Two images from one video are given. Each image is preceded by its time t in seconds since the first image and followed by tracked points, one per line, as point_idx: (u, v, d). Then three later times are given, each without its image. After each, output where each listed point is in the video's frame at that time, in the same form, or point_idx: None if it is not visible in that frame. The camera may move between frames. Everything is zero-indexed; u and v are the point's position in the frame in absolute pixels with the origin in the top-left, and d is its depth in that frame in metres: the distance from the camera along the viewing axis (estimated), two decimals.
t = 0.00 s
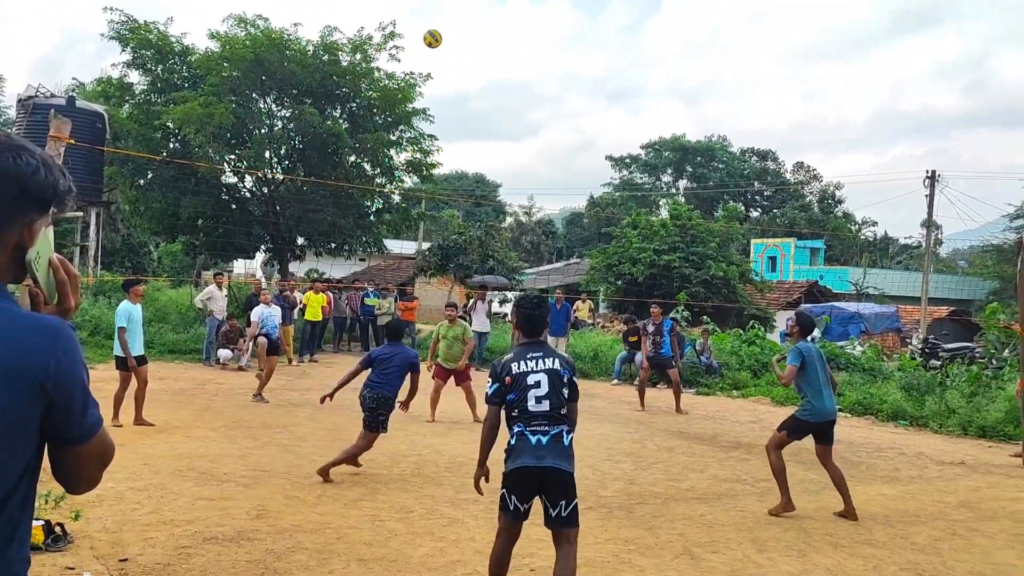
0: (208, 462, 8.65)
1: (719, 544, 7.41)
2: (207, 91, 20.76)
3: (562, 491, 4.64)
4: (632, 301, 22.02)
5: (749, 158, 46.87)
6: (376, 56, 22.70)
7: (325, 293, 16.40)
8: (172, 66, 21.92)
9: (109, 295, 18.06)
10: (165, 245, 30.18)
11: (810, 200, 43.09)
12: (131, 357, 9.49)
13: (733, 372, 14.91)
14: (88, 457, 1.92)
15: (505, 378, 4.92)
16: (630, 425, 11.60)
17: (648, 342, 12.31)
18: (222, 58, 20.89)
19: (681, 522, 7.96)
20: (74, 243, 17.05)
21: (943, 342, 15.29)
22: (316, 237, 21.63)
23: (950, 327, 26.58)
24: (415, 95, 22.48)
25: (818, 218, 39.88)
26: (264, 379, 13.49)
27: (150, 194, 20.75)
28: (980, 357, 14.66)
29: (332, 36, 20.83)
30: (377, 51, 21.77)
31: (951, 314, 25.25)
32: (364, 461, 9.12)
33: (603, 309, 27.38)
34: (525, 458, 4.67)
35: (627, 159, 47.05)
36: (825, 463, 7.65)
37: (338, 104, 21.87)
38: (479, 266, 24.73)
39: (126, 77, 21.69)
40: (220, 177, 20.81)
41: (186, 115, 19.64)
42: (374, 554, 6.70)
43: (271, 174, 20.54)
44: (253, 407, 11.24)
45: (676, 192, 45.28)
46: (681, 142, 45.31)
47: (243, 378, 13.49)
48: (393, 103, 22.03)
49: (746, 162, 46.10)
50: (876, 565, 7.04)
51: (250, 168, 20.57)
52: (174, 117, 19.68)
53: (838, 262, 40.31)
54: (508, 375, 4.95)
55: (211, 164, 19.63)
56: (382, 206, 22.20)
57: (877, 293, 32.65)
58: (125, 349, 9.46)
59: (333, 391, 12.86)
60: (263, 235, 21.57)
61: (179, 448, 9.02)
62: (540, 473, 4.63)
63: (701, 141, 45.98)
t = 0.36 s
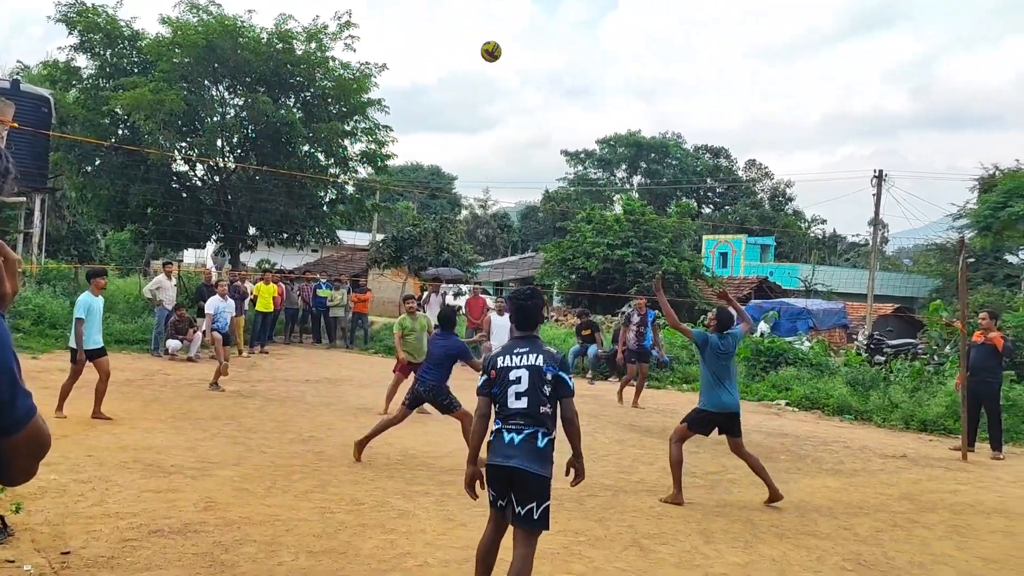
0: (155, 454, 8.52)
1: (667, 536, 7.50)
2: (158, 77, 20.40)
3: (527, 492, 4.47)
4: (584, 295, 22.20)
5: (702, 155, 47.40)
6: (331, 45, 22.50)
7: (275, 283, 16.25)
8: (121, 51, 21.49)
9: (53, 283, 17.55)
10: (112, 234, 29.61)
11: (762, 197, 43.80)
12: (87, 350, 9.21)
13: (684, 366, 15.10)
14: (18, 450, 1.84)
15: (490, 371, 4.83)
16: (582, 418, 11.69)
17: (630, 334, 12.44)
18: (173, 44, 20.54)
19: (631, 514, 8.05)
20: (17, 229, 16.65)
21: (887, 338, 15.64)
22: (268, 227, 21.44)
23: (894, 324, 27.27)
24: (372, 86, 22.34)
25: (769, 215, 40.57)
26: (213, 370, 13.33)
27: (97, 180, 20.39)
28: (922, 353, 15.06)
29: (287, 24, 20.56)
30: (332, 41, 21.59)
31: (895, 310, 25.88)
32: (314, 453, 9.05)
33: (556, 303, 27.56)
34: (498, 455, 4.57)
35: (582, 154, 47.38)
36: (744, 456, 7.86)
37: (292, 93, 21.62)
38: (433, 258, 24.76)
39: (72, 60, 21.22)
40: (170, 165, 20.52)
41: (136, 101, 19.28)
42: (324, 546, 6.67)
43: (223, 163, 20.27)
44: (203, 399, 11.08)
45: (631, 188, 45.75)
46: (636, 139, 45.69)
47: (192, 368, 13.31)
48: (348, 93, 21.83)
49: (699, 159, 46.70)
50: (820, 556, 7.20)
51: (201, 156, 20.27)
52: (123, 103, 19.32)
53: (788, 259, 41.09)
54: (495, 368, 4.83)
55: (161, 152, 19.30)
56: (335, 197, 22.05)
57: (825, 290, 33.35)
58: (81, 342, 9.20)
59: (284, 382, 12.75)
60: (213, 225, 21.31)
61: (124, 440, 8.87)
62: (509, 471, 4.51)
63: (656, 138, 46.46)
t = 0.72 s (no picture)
0: (111, 442, 8.42)
1: (626, 524, 7.57)
2: (117, 60, 20.02)
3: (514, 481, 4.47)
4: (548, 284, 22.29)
5: (666, 146, 47.69)
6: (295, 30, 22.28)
7: (236, 270, 16.12)
8: (79, 32, 21.11)
9: (8, 268, 17.79)
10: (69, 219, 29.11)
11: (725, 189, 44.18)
12: (66, 337, 8.98)
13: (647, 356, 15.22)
14: None
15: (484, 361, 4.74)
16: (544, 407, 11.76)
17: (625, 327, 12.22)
18: (133, 26, 20.14)
19: (591, 502, 8.11)
20: None
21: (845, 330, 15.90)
22: (229, 213, 21.25)
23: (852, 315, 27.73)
24: (336, 73, 22.20)
25: (732, 207, 41.00)
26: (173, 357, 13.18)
27: (54, 164, 20.03)
28: (879, 344, 15.33)
29: (250, 9, 20.31)
30: (296, 26, 21.38)
31: (853, 302, 26.31)
32: (275, 442, 9.00)
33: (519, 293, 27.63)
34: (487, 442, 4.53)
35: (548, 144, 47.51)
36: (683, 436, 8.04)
37: (255, 78, 21.43)
38: (398, 246, 24.71)
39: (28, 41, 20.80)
40: (129, 150, 20.23)
41: (93, 84, 18.95)
42: (283, 535, 6.65)
43: (184, 148, 20.02)
44: (162, 387, 10.97)
45: (596, 179, 45.99)
46: (601, 130, 45.87)
47: (150, 356, 13.16)
48: (312, 79, 21.72)
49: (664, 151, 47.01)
50: (777, 543, 7.31)
51: (161, 140, 20.02)
52: (81, 86, 18.98)
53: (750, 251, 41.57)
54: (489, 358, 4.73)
55: (120, 136, 18.99)
56: (298, 183, 21.95)
57: (785, 282, 33.84)
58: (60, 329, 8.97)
59: (244, 370, 12.66)
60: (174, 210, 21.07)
61: (80, 428, 8.75)
62: (497, 459, 4.48)
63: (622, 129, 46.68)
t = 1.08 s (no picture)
0: (82, 435, 8.34)
1: (601, 517, 7.61)
2: (89, 48, 19.76)
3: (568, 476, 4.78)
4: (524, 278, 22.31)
5: (643, 141, 47.78)
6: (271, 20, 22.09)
7: (210, 262, 16.02)
8: (50, 20, 20.90)
9: None
10: (40, 209, 28.75)
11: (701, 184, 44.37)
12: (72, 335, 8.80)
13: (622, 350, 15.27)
14: None
15: (503, 384, 4.94)
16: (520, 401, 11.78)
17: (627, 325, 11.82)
18: (105, 14, 19.84)
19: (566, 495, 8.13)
20: None
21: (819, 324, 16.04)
22: (204, 205, 21.10)
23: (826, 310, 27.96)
24: (312, 64, 22.09)
25: (707, 202, 41.23)
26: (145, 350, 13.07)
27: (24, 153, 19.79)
28: (851, 339, 15.49)
29: None
30: (272, 16, 21.23)
31: (827, 296, 26.53)
32: (250, 435, 8.96)
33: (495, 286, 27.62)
34: (538, 449, 4.68)
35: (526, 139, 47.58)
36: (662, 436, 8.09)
37: (230, 68, 21.25)
38: (374, 239, 24.63)
39: None
40: (102, 139, 20.03)
41: (65, 72, 18.73)
42: (257, 528, 6.62)
43: (158, 138, 19.83)
44: (134, 380, 10.85)
45: (573, 173, 46.11)
46: (579, 124, 45.91)
47: (122, 348, 13.04)
48: (288, 70, 21.64)
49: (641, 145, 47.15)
50: (750, 536, 7.37)
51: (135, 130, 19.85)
52: (51, 74, 18.74)
53: (725, 245, 41.80)
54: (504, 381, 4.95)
55: (92, 125, 18.78)
56: (273, 175, 21.83)
57: (760, 277, 34.06)
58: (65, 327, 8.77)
59: (219, 363, 12.57)
60: (147, 201, 20.88)
61: (50, 421, 8.66)
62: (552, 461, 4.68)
63: (599, 123, 46.80)
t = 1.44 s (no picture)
0: (51, 431, 8.24)
1: (576, 511, 7.63)
2: (58, 39, 19.53)
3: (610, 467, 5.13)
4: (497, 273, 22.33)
5: (618, 136, 47.94)
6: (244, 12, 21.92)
7: (182, 256, 15.88)
8: (18, 11, 20.73)
9: None
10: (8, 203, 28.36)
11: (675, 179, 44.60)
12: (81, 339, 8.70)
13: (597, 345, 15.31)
14: None
15: (566, 373, 5.36)
16: (495, 395, 11.80)
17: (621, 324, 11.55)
18: (74, 5, 19.58)
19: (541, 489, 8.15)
20: None
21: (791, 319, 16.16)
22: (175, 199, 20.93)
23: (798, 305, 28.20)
24: (285, 57, 21.97)
25: (681, 197, 41.46)
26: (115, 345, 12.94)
27: None
28: (823, 333, 15.64)
29: None
30: (244, 9, 21.06)
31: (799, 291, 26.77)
32: (222, 431, 8.90)
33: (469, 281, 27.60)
34: (584, 440, 5.05)
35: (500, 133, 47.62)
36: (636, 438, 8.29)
37: (202, 61, 21.07)
38: (347, 234, 24.52)
39: None
40: (71, 132, 19.86)
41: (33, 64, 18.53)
42: (230, 524, 6.59)
43: (128, 131, 19.62)
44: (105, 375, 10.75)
45: (548, 167, 46.20)
46: (553, 119, 45.96)
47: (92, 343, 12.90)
48: (261, 63, 21.49)
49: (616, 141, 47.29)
50: (724, 529, 7.44)
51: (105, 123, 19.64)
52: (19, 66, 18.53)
53: (699, 240, 42.02)
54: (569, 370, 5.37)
55: (59, 117, 18.56)
56: (246, 169, 21.78)
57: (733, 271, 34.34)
58: (76, 332, 8.67)
59: (191, 358, 12.47)
60: (117, 194, 20.67)
61: (19, 417, 8.55)
62: (595, 451, 5.04)
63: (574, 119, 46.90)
